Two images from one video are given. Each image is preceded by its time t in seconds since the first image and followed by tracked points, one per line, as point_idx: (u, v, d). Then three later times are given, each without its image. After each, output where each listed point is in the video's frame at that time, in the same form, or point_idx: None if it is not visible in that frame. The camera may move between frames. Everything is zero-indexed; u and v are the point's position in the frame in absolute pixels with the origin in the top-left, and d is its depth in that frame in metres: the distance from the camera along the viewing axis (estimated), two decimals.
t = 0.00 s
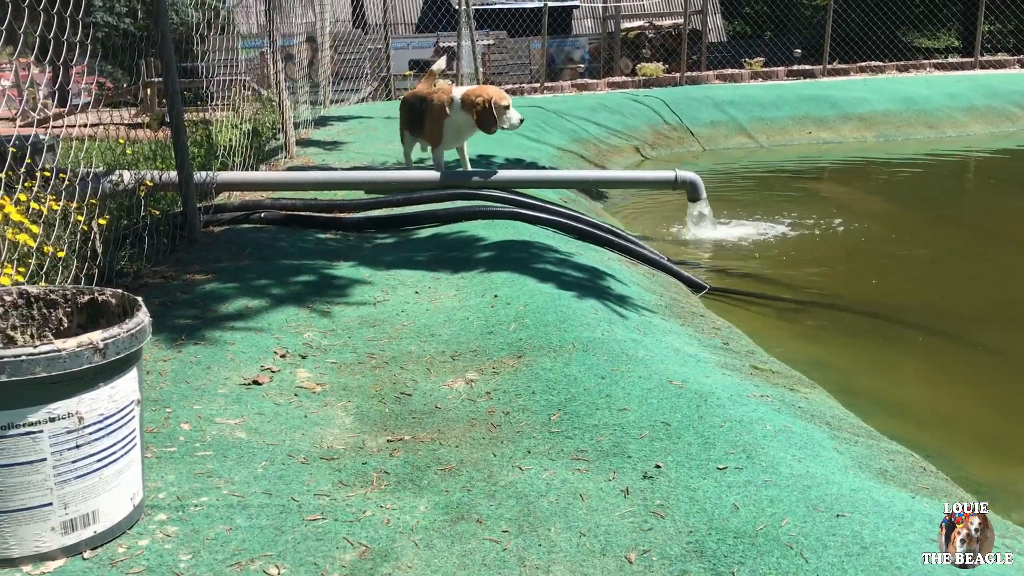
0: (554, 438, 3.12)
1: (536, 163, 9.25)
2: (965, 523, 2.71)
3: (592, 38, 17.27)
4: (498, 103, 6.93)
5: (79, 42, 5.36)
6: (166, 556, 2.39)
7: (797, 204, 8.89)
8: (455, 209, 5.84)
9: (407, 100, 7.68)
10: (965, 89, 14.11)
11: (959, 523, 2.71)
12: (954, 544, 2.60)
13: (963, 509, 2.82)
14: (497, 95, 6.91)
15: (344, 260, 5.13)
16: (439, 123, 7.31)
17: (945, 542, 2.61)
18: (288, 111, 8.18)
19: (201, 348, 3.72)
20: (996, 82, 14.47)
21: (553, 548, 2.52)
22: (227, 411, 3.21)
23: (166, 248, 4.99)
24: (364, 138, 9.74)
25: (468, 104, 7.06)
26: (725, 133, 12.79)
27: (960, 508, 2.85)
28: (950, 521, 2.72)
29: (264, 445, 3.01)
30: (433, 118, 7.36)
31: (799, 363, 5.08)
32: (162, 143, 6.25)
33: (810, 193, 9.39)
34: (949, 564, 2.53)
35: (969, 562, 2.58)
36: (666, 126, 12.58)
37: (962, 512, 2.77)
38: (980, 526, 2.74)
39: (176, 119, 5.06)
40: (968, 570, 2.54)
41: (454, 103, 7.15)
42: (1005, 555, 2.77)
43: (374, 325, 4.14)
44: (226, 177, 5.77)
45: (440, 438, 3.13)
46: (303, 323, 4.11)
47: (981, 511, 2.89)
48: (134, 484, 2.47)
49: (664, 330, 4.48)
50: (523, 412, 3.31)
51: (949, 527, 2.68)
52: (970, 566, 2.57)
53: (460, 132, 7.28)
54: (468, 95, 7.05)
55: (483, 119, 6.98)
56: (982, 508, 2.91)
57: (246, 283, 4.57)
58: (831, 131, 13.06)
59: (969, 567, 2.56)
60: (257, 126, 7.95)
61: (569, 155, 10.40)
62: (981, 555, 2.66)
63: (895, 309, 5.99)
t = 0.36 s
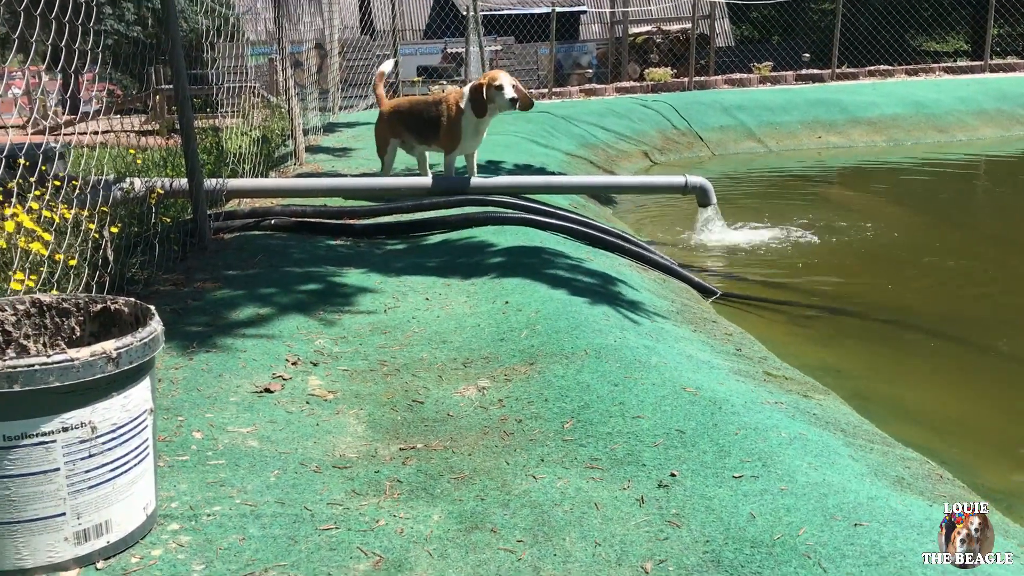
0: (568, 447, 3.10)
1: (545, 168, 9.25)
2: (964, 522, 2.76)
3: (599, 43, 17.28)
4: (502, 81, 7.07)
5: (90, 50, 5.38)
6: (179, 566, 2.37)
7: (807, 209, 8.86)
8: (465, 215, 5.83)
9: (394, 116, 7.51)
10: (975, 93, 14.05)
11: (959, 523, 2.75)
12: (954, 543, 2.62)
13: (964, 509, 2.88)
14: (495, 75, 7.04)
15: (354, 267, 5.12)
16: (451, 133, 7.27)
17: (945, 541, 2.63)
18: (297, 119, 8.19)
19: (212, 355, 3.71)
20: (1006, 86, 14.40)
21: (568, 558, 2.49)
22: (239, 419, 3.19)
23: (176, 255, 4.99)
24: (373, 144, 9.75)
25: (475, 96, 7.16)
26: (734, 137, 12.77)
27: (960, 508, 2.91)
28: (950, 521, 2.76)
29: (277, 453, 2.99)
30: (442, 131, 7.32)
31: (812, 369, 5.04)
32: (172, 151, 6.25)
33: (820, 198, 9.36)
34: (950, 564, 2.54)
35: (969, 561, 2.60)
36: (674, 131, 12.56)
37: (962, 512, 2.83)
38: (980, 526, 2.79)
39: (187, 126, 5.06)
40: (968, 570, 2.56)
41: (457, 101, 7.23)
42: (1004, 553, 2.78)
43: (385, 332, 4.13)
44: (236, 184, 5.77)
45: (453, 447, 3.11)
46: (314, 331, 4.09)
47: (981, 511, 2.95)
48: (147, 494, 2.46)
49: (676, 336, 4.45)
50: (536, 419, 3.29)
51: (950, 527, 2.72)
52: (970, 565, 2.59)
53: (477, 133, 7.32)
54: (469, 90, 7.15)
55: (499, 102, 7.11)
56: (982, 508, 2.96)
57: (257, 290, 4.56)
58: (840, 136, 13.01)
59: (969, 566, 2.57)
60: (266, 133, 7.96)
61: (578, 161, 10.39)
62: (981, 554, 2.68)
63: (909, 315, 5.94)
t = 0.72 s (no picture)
0: (580, 451, 3.08)
1: (553, 174, 9.25)
2: (965, 522, 2.67)
3: (606, 50, 17.27)
4: (496, 80, 6.98)
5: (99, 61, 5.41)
6: (191, 572, 2.37)
7: (817, 213, 8.83)
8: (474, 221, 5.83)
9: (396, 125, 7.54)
10: (984, 96, 14.00)
11: (959, 523, 2.67)
12: (953, 544, 2.56)
13: (964, 509, 2.79)
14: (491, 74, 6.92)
15: (363, 273, 5.12)
16: (456, 139, 7.26)
17: (944, 542, 2.57)
18: (305, 127, 8.23)
19: (223, 362, 3.71)
20: (1016, 88, 14.34)
21: (581, 562, 2.48)
22: (250, 426, 3.19)
23: (186, 263, 5.00)
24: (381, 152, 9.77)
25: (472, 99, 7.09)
26: (742, 142, 12.76)
27: (961, 508, 2.82)
28: (949, 521, 2.68)
29: (288, 459, 2.99)
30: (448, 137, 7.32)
31: (823, 373, 5.01)
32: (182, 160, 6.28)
33: (829, 202, 9.33)
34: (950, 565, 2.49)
35: (969, 561, 2.54)
36: (682, 136, 12.56)
37: (962, 512, 2.74)
38: (980, 526, 2.71)
39: (196, 134, 5.08)
40: (968, 570, 2.50)
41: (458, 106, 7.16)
42: (1006, 552, 2.69)
43: (395, 338, 4.13)
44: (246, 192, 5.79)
45: (465, 452, 3.10)
46: (324, 337, 4.10)
47: (982, 512, 2.86)
48: (159, 501, 2.46)
49: (687, 340, 4.43)
50: (548, 424, 3.28)
51: (948, 528, 2.65)
52: (970, 566, 2.52)
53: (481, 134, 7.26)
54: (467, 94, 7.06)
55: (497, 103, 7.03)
56: (983, 508, 2.87)
57: (267, 297, 4.57)
58: (848, 139, 12.97)
59: (969, 566, 2.52)
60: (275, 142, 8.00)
61: (586, 166, 10.40)
62: (982, 555, 2.61)
63: (920, 317, 5.90)
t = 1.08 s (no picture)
0: (587, 454, 3.07)
1: (559, 177, 9.25)
2: (964, 522, 2.64)
3: (612, 54, 17.26)
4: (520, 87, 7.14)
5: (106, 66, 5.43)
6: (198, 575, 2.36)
7: (823, 216, 8.81)
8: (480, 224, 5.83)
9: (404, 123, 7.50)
10: (991, 98, 13.96)
11: (959, 523, 2.64)
12: (953, 544, 2.53)
13: (963, 508, 2.75)
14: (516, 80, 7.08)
15: (369, 277, 5.12)
16: (464, 142, 7.27)
17: (944, 542, 2.54)
18: (311, 131, 8.25)
19: (230, 366, 3.71)
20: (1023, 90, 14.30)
21: (589, 564, 2.46)
22: (257, 428, 3.19)
23: (193, 266, 5.01)
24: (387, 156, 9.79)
25: (490, 102, 7.26)
26: (748, 145, 12.76)
27: (961, 508, 2.78)
28: (949, 521, 2.64)
29: (295, 462, 2.98)
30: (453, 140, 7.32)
31: (831, 375, 4.99)
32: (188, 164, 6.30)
33: (835, 204, 9.30)
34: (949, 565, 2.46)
35: (969, 562, 2.50)
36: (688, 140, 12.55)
37: (962, 512, 2.70)
38: (980, 526, 2.67)
39: (203, 139, 5.10)
40: (969, 571, 2.47)
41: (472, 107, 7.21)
42: (1006, 552, 2.65)
43: (402, 341, 4.12)
44: (253, 196, 5.80)
45: (472, 454, 3.09)
46: (331, 340, 4.09)
47: (982, 511, 2.81)
48: (166, 503, 2.45)
49: (694, 342, 4.42)
50: (554, 426, 3.27)
51: (948, 528, 2.61)
52: (969, 566, 2.49)
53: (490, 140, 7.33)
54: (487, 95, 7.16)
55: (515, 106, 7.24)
56: (983, 508, 2.83)
57: (274, 301, 4.57)
58: (855, 142, 12.95)
59: (969, 567, 2.48)
60: (281, 146, 8.02)
61: (592, 170, 10.39)
62: (981, 555, 2.57)
63: (928, 319, 5.88)
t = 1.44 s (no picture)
0: (594, 454, 3.07)
1: (563, 178, 9.25)
2: (965, 522, 2.63)
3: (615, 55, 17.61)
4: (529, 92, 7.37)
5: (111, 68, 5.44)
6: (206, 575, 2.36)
7: (828, 217, 8.80)
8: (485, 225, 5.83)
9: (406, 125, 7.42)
10: (995, 100, 13.94)
11: (959, 523, 2.63)
12: (953, 543, 2.53)
13: (963, 508, 2.74)
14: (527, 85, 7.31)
15: (375, 278, 5.12)
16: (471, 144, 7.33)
17: (944, 542, 2.53)
18: (315, 133, 8.26)
19: (236, 366, 3.71)
20: None
21: (598, 565, 2.46)
22: (265, 428, 3.19)
23: (198, 267, 5.01)
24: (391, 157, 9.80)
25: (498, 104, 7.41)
26: (752, 146, 12.75)
27: (960, 508, 2.77)
28: (949, 521, 2.64)
29: (302, 462, 2.98)
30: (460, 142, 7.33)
31: (836, 375, 4.99)
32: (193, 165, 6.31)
33: (840, 205, 9.30)
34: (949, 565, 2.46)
35: (969, 561, 2.50)
36: (692, 141, 12.55)
37: (962, 512, 2.69)
38: (980, 526, 2.67)
39: (208, 140, 5.10)
40: (969, 571, 2.46)
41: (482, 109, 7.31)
42: (1006, 551, 2.65)
43: (408, 341, 4.12)
44: (257, 197, 5.81)
45: (479, 454, 3.08)
46: (338, 340, 4.10)
47: (982, 510, 2.80)
48: (174, 502, 2.45)
49: (700, 343, 4.42)
50: (562, 426, 3.27)
51: (948, 527, 2.61)
52: (969, 566, 2.48)
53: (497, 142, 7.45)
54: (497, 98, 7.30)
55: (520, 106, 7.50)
56: (982, 507, 2.81)
57: (280, 301, 4.57)
58: (859, 143, 12.94)
59: (969, 566, 2.48)
60: (286, 148, 8.03)
61: (596, 171, 10.40)
62: (981, 555, 2.57)
63: (933, 320, 5.88)
